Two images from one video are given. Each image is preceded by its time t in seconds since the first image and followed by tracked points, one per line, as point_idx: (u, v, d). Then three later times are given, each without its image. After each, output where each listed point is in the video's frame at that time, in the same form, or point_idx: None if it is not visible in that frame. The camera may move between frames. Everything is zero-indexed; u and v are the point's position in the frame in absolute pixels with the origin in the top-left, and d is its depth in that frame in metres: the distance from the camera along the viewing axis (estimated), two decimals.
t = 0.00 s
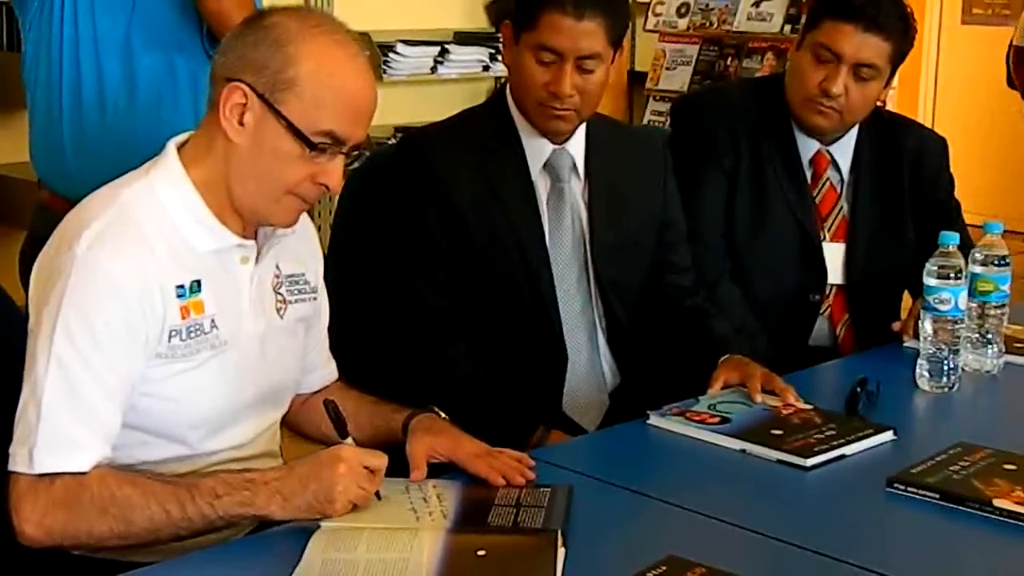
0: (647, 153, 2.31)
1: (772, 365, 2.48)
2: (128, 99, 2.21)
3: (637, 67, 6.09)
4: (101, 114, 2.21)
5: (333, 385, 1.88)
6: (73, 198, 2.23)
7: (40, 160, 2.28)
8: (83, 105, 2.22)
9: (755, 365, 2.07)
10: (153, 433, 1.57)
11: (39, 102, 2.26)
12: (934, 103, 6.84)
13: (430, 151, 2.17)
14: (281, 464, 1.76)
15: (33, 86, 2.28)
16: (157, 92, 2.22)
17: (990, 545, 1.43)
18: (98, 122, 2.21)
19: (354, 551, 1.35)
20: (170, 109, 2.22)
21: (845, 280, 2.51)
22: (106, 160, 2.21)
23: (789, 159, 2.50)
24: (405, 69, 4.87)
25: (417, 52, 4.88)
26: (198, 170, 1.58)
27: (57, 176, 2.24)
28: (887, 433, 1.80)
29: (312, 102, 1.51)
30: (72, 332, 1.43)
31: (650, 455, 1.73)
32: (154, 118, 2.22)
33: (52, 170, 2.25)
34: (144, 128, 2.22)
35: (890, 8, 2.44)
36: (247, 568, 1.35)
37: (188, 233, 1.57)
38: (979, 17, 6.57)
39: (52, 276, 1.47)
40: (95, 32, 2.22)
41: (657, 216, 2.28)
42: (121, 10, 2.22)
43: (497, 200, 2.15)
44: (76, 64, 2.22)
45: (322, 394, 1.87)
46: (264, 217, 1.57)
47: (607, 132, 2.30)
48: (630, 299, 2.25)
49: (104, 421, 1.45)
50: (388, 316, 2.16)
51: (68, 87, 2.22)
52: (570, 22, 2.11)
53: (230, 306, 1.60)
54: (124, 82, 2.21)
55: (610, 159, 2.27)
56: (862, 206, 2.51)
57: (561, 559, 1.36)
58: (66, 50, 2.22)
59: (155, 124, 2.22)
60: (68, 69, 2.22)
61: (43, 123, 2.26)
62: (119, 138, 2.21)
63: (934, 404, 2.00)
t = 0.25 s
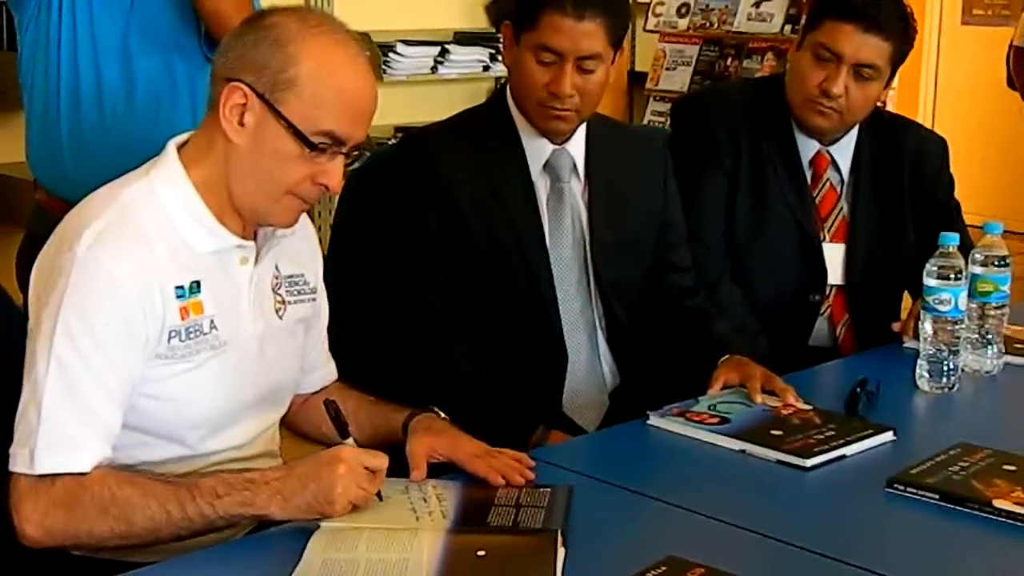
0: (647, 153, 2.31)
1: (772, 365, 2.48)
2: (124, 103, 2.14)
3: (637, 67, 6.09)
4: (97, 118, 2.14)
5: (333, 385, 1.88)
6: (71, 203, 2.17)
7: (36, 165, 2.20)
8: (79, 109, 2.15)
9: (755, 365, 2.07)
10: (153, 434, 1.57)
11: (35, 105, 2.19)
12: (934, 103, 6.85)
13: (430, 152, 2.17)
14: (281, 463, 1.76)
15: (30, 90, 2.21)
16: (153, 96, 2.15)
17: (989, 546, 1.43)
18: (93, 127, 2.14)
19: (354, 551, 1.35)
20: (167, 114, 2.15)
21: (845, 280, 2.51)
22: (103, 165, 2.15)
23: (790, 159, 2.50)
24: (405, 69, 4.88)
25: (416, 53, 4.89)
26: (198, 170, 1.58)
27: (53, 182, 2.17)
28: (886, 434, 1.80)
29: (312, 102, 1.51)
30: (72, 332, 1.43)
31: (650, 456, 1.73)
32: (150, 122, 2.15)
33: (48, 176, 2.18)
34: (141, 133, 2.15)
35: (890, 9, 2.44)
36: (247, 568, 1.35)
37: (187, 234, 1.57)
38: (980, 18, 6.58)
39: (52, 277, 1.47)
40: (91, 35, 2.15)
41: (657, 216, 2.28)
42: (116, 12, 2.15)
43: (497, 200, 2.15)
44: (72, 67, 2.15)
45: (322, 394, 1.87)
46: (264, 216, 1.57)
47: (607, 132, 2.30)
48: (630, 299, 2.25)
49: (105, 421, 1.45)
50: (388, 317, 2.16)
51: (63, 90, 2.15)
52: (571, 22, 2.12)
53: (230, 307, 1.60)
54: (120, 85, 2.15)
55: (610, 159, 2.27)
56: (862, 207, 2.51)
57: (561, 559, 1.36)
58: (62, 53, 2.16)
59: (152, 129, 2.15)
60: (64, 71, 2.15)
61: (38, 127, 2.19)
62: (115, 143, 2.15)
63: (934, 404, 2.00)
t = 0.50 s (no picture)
0: (647, 153, 2.31)
1: (772, 365, 2.48)
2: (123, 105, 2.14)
3: (637, 67, 6.10)
4: (95, 120, 2.14)
5: (333, 385, 1.88)
6: (68, 205, 2.16)
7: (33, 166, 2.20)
8: (76, 111, 2.14)
9: (755, 365, 2.07)
10: (152, 434, 1.57)
11: (33, 106, 2.18)
12: (934, 103, 6.85)
13: (430, 152, 2.17)
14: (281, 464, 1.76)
15: (27, 91, 2.20)
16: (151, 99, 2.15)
17: (989, 546, 1.43)
18: (91, 129, 2.14)
19: (354, 551, 1.35)
20: (165, 116, 2.15)
21: (845, 280, 2.51)
22: (100, 167, 2.14)
23: (790, 160, 2.50)
24: (405, 69, 4.87)
25: (417, 53, 4.89)
26: (198, 170, 1.58)
27: (50, 184, 2.17)
28: (886, 433, 1.80)
29: (312, 102, 1.51)
30: (72, 332, 1.43)
31: (650, 456, 1.73)
32: (148, 125, 2.15)
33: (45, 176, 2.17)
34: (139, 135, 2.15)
35: (890, 9, 2.44)
36: (247, 568, 1.35)
37: (187, 234, 1.57)
38: (979, 18, 6.58)
39: (52, 277, 1.47)
40: (89, 35, 2.14)
41: (657, 216, 2.28)
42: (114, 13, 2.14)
43: (497, 200, 2.15)
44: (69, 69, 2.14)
45: (322, 394, 1.87)
46: (264, 216, 1.57)
47: (608, 132, 2.30)
48: (630, 299, 2.25)
49: (104, 421, 1.45)
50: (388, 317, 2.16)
51: (61, 92, 2.15)
52: (571, 22, 2.12)
53: (229, 307, 1.60)
54: (118, 87, 2.14)
55: (610, 160, 2.27)
56: (861, 206, 2.51)
57: (561, 558, 1.36)
58: (59, 54, 2.15)
59: (150, 132, 2.15)
60: (61, 72, 2.15)
61: (36, 128, 2.19)
62: (114, 145, 2.14)
63: (934, 404, 2.00)
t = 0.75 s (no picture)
0: (646, 154, 2.31)
1: (772, 365, 2.48)
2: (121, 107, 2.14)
3: (636, 68, 6.10)
4: (91, 122, 2.13)
5: (332, 386, 1.88)
6: (65, 207, 2.16)
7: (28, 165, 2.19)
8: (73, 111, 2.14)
9: (754, 366, 2.07)
10: (152, 433, 1.57)
11: (29, 107, 2.18)
12: (933, 103, 6.85)
13: (429, 151, 2.17)
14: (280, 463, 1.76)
15: (22, 92, 2.19)
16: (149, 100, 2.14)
17: (988, 546, 1.43)
18: (88, 130, 2.13)
19: (353, 551, 1.35)
20: (162, 118, 2.15)
21: (844, 280, 2.51)
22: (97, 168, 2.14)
23: (789, 160, 2.50)
24: (404, 69, 4.89)
25: (416, 53, 4.90)
26: (198, 169, 1.58)
27: (45, 183, 2.16)
28: (886, 434, 1.80)
29: (311, 102, 1.51)
30: (71, 332, 1.43)
31: (649, 456, 1.73)
32: (146, 128, 2.15)
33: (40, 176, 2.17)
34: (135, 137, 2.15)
35: (889, 9, 2.44)
36: (246, 568, 1.35)
37: (186, 234, 1.57)
38: (979, 18, 6.58)
39: (51, 277, 1.47)
40: (88, 36, 2.14)
41: (657, 216, 2.28)
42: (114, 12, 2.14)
43: (497, 200, 2.15)
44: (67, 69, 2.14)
45: (321, 394, 1.87)
46: (264, 216, 1.57)
47: (607, 133, 2.30)
48: (629, 299, 2.25)
49: (104, 421, 1.45)
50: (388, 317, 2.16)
51: (58, 92, 2.14)
52: (570, 23, 2.12)
53: (228, 307, 1.60)
54: (116, 88, 2.14)
55: (610, 160, 2.27)
56: (861, 207, 2.51)
57: (561, 558, 1.36)
58: (59, 53, 2.14)
59: (147, 134, 2.15)
60: (59, 73, 2.14)
61: (32, 129, 2.19)
62: (110, 146, 2.14)
63: (934, 404, 2.00)
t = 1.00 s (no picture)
0: (646, 152, 2.31)
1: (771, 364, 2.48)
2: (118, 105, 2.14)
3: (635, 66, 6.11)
4: (90, 120, 2.13)
5: (331, 384, 1.88)
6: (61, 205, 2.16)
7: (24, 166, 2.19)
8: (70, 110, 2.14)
9: (754, 364, 2.07)
10: (150, 431, 1.57)
11: (26, 105, 2.18)
12: (933, 102, 6.86)
13: (429, 150, 2.17)
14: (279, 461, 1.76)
15: (18, 91, 2.19)
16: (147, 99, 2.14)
17: (987, 545, 1.43)
18: (85, 128, 2.13)
19: (353, 549, 1.35)
20: (160, 116, 2.15)
21: (844, 279, 2.51)
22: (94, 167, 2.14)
23: (789, 159, 2.50)
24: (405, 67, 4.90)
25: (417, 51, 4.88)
26: (197, 167, 1.58)
27: (42, 183, 2.16)
28: (886, 432, 1.80)
29: (311, 100, 1.51)
30: (70, 329, 1.43)
31: (648, 455, 1.73)
32: (144, 126, 2.15)
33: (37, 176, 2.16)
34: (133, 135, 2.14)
35: (890, 8, 2.44)
36: (243, 567, 1.35)
37: (184, 233, 1.56)
38: (979, 17, 6.58)
39: (49, 274, 1.47)
40: (84, 34, 2.13)
41: (656, 215, 2.28)
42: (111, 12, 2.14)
43: (496, 199, 2.14)
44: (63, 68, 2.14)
45: (320, 393, 1.87)
46: (263, 213, 1.57)
47: (607, 131, 2.30)
48: (628, 298, 2.25)
49: (102, 419, 1.45)
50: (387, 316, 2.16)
51: (54, 91, 2.14)
52: (570, 22, 2.11)
53: (226, 305, 1.60)
54: (113, 86, 2.14)
55: (609, 159, 2.27)
56: (860, 206, 2.51)
57: (560, 556, 1.36)
58: (54, 53, 2.14)
59: (145, 132, 2.15)
60: (55, 71, 2.14)
61: (28, 127, 2.18)
62: (108, 145, 2.14)
63: (934, 404, 2.00)
